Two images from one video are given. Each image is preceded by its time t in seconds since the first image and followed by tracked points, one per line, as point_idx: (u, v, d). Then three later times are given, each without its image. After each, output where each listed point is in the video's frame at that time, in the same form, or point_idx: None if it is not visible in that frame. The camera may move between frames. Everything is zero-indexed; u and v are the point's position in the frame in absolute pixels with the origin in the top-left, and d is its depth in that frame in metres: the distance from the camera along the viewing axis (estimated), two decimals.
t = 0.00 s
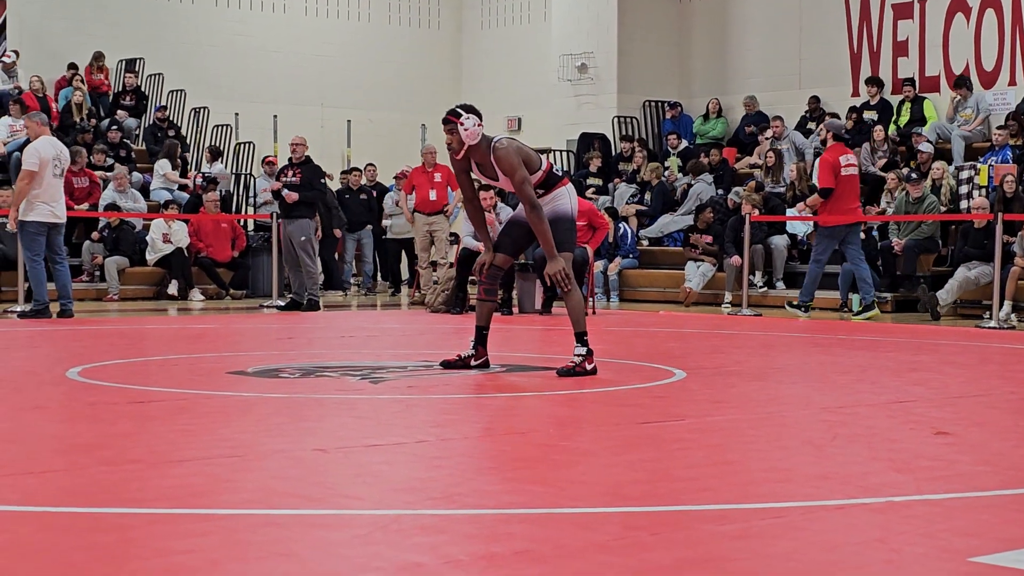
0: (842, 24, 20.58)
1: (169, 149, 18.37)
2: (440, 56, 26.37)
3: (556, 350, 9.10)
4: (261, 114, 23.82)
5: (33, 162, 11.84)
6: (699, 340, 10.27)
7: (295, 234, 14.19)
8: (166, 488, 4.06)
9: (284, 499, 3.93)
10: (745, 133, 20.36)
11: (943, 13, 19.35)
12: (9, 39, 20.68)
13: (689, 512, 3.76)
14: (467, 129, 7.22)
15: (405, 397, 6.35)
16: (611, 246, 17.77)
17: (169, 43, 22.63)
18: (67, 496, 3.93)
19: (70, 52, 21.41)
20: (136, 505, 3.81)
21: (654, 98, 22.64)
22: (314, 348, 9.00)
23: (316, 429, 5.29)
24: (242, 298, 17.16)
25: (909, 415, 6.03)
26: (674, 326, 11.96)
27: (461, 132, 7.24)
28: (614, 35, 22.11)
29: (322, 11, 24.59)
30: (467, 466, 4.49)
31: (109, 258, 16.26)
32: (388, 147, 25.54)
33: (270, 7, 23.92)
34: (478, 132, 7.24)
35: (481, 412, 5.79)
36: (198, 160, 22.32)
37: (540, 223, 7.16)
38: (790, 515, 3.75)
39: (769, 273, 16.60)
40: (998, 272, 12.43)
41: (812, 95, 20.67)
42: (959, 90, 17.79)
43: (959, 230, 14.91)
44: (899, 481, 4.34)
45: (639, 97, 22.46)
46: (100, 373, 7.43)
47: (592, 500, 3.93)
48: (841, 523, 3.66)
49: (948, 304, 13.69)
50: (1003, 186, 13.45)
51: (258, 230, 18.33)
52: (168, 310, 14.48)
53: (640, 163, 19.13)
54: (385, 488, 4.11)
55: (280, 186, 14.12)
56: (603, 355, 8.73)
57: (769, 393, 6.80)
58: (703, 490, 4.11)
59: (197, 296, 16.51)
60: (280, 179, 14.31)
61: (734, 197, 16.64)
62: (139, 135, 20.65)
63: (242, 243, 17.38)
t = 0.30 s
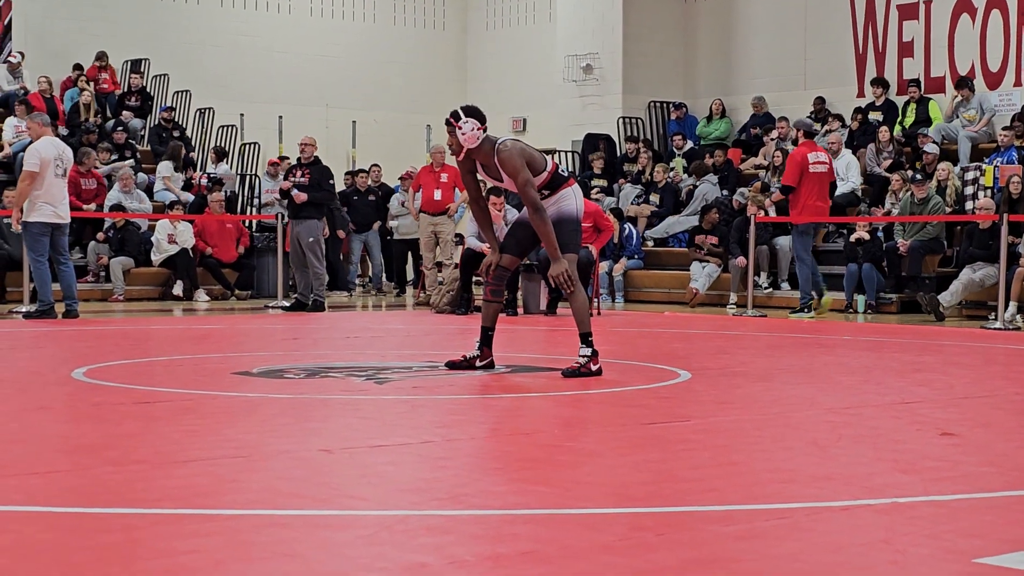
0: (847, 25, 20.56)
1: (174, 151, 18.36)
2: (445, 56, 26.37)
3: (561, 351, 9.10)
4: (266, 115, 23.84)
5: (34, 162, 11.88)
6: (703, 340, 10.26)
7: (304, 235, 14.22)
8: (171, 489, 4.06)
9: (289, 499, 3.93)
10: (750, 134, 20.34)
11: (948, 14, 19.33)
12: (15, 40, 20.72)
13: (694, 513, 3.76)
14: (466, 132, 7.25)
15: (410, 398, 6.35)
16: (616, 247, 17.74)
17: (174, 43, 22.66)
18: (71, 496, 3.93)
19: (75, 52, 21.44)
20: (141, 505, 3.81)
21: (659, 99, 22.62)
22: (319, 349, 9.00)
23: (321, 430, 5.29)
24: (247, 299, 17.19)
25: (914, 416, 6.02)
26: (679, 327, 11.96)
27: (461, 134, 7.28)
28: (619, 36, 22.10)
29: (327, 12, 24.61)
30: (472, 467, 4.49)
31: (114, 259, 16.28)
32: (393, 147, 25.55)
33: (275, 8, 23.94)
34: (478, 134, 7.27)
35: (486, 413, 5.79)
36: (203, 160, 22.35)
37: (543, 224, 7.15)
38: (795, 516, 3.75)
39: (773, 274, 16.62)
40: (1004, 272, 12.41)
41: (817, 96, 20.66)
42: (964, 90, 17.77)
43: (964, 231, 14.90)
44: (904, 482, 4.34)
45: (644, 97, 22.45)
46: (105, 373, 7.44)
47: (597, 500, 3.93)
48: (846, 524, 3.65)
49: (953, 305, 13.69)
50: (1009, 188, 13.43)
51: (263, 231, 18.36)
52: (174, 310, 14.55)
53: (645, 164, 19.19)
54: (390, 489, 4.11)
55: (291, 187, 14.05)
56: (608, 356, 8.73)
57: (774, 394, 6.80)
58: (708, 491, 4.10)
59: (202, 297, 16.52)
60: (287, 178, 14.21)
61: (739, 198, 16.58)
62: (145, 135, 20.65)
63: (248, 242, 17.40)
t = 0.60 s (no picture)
0: (856, 29, 20.55)
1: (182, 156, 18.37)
2: (453, 61, 26.41)
3: (570, 356, 9.10)
4: (275, 120, 23.89)
5: (42, 168, 11.96)
6: (712, 346, 10.26)
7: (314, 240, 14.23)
8: (181, 493, 4.07)
9: (298, 504, 3.93)
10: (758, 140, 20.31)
11: (957, 19, 19.31)
12: (25, 45, 20.82)
13: (702, 519, 3.76)
14: (474, 139, 7.26)
15: (419, 403, 6.35)
16: (625, 252, 17.74)
17: (183, 49, 22.73)
18: (81, 501, 3.94)
19: (85, 57, 21.51)
20: (151, 510, 3.82)
21: (667, 104, 22.61)
22: (327, 354, 9.01)
23: (330, 435, 5.29)
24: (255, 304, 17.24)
25: (923, 422, 6.01)
26: (688, 332, 11.95)
27: (471, 140, 7.28)
28: (627, 42, 22.11)
29: (336, 17, 24.67)
30: (480, 472, 4.49)
31: (123, 264, 16.32)
32: (402, 152, 25.56)
33: (284, 13, 24.00)
34: (487, 139, 7.27)
35: (494, 418, 5.79)
36: (212, 163, 22.41)
37: (553, 229, 7.16)
38: (803, 522, 3.74)
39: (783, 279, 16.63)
40: (1013, 278, 12.38)
41: (826, 101, 20.65)
42: (971, 95, 17.75)
43: (973, 236, 14.88)
44: (913, 488, 4.33)
45: (652, 103, 22.46)
46: (114, 378, 7.45)
47: (606, 506, 3.93)
48: (855, 530, 3.64)
49: (960, 311, 13.69)
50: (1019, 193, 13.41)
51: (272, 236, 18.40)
52: (182, 315, 14.57)
53: (653, 169, 19.22)
54: (399, 494, 4.11)
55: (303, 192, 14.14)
56: (616, 361, 8.73)
57: (782, 400, 6.79)
58: (716, 496, 4.10)
59: (211, 302, 16.54)
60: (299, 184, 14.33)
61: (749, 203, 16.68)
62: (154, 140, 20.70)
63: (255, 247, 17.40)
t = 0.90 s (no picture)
0: (868, 35, 20.52)
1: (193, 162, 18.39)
2: (465, 66, 26.43)
3: (582, 362, 9.09)
4: (287, 125, 23.94)
5: (59, 172, 11.97)
6: (724, 352, 10.24)
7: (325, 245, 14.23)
8: (193, 498, 4.08)
9: (310, 509, 3.93)
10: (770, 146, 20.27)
11: (969, 25, 19.29)
12: (38, 50, 20.91)
13: (714, 524, 3.75)
14: (486, 144, 7.30)
15: (430, 408, 6.36)
16: (637, 257, 17.74)
17: (195, 54, 22.79)
18: (94, 505, 3.95)
19: (98, 62, 21.59)
20: (163, 514, 3.82)
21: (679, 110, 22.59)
22: (339, 359, 9.02)
23: (341, 440, 5.30)
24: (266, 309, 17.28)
25: (935, 428, 6.00)
26: (699, 338, 11.94)
27: (482, 145, 7.31)
28: (639, 47, 22.10)
29: (348, 23, 24.72)
30: (491, 477, 4.48)
31: (135, 268, 16.37)
32: (414, 158, 25.57)
33: (296, 18, 24.05)
34: (499, 144, 7.30)
35: (506, 423, 5.79)
36: (225, 169, 22.47)
37: (563, 234, 7.15)
38: (815, 528, 3.73)
39: (795, 284, 16.60)
40: None
41: (838, 107, 20.62)
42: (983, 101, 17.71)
43: (985, 242, 14.82)
44: (925, 494, 4.31)
45: (664, 108, 22.44)
46: (127, 383, 7.47)
47: (618, 512, 3.92)
48: (868, 536, 3.63)
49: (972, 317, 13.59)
50: None
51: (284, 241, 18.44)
52: (194, 320, 14.59)
53: (665, 175, 19.26)
54: (411, 499, 4.11)
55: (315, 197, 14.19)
56: (628, 367, 8.73)
57: (794, 406, 6.77)
58: (728, 502, 4.09)
59: (223, 307, 16.57)
60: (313, 190, 14.40)
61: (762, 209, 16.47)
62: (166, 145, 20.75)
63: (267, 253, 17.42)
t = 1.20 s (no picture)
0: (885, 41, 20.49)
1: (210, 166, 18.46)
2: (482, 71, 26.45)
3: (598, 367, 9.09)
4: (304, 130, 24.02)
5: (87, 175, 12.01)
6: (740, 357, 10.22)
7: (342, 249, 14.31)
8: (211, 502, 4.09)
9: (327, 513, 3.95)
10: (786, 152, 20.23)
11: (987, 31, 19.24)
12: (56, 55, 21.04)
13: (731, 530, 3.75)
14: (505, 149, 7.26)
15: (446, 413, 6.36)
16: (652, 263, 17.85)
17: (212, 58, 22.87)
18: (112, 509, 3.97)
19: (116, 68, 21.70)
20: (180, 518, 3.84)
21: (695, 115, 22.57)
22: (356, 364, 9.04)
23: (357, 445, 5.31)
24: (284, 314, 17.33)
25: (953, 434, 5.97)
26: (716, 344, 11.92)
27: (500, 150, 7.28)
28: (656, 52, 22.09)
29: (364, 27, 24.77)
30: (508, 482, 4.49)
31: (153, 273, 16.44)
32: (430, 163, 25.60)
33: (313, 24, 24.13)
34: (517, 149, 7.27)
35: (522, 428, 5.80)
36: (243, 173, 22.57)
37: (579, 240, 7.15)
38: (832, 534, 3.72)
39: (812, 290, 16.53)
40: None
41: (855, 112, 20.58)
42: (1001, 107, 17.63)
43: (1003, 248, 14.75)
44: (943, 500, 4.30)
45: (680, 114, 22.42)
46: (144, 387, 7.49)
47: (634, 517, 3.92)
48: (885, 542, 3.62)
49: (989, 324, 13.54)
50: None
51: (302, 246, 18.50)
52: (211, 325, 14.65)
53: (681, 180, 19.26)
54: (428, 504, 4.12)
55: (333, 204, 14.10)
56: (644, 372, 8.72)
57: (811, 411, 6.76)
58: (745, 508, 4.09)
59: (240, 311, 16.63)
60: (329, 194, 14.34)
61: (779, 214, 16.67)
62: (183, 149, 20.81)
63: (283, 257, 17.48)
